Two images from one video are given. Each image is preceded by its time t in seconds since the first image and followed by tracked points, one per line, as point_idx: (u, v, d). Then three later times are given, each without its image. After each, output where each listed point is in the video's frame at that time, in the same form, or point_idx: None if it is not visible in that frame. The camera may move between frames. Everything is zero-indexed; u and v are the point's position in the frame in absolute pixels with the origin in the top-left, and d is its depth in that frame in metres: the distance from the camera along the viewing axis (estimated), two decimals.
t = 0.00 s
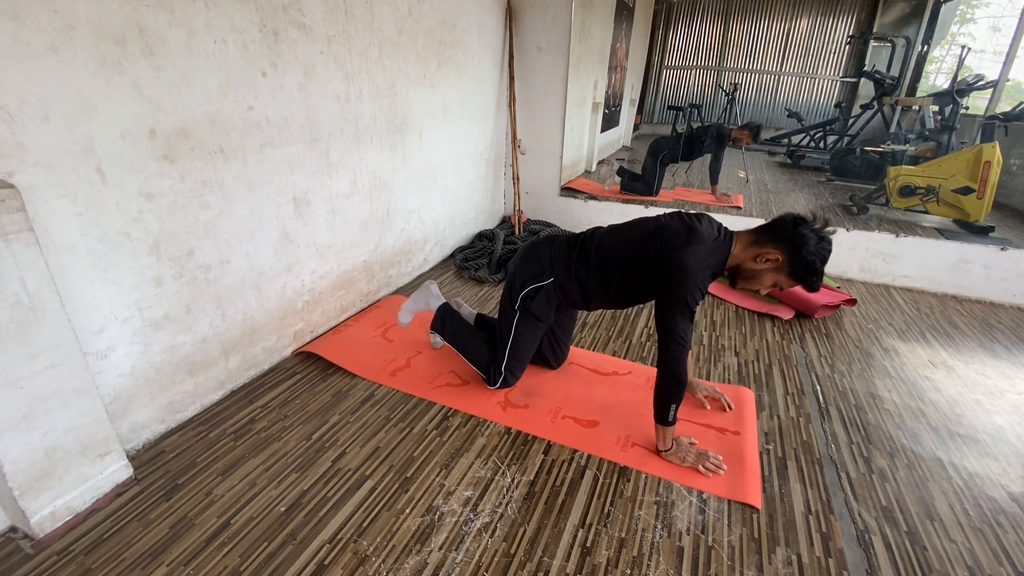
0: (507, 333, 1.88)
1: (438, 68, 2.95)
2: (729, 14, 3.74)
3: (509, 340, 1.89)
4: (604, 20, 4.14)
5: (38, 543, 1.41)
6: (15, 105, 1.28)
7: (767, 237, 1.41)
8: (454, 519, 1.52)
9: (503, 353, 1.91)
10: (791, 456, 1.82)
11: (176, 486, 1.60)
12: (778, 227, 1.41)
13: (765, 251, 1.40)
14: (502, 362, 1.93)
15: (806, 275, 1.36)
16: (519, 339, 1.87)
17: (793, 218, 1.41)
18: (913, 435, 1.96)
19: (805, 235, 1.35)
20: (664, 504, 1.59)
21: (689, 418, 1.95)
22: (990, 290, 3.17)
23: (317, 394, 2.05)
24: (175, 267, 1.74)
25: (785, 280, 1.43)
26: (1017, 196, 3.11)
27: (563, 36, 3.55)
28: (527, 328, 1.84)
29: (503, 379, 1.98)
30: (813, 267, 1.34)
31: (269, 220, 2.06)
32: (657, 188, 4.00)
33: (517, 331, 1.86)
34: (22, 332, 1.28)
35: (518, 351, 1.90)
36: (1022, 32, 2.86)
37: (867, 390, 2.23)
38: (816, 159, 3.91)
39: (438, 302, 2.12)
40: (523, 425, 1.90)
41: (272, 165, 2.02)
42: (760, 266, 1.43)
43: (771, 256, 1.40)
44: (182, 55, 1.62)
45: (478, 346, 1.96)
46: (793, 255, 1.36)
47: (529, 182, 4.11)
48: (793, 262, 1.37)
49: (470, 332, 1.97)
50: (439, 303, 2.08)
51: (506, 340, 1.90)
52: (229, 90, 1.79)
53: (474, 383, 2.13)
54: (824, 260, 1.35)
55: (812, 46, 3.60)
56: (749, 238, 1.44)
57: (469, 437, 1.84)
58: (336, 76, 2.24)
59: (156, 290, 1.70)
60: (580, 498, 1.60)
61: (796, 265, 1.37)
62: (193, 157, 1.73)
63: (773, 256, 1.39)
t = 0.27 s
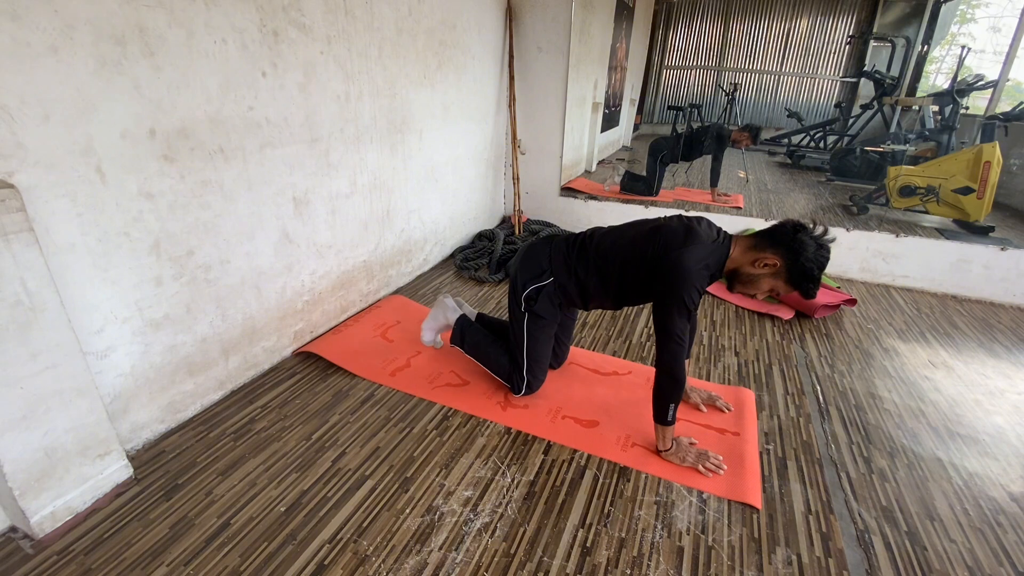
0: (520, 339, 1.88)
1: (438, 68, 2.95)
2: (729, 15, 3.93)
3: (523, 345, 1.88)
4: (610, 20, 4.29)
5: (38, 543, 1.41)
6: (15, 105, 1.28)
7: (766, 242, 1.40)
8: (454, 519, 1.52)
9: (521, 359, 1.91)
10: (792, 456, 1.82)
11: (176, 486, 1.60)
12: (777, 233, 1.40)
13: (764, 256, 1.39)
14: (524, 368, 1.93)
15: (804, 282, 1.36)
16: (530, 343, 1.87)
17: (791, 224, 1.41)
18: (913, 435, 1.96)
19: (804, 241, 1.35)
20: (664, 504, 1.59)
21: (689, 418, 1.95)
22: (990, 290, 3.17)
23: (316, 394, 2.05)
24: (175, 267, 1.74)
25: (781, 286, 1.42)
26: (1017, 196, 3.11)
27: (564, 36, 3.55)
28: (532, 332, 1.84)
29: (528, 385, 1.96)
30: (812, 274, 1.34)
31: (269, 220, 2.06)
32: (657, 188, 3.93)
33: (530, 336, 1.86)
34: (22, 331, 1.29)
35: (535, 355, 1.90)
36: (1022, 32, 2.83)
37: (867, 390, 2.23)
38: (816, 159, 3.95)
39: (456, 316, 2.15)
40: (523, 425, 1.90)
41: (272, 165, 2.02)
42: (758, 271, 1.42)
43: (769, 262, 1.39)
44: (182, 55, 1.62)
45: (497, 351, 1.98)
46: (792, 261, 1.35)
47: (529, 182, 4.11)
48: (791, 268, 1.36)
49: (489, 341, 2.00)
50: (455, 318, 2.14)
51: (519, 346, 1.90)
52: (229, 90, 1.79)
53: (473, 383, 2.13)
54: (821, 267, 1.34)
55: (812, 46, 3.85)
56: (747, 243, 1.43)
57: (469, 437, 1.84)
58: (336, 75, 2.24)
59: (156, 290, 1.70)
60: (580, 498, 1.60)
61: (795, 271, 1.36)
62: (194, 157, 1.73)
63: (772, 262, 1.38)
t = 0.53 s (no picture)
0: (526, 342, 1.88)
1: (438, 68, 2.95)
2: (729, 15, 3.94)
3: (530, 348, 1.88)
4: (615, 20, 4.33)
5: (38, 543, 1.41)
6: (15, 105, 1.28)
7: (766, 243, 1.40)
8: (454, 519, 1.52)
9: (528, 362, 1.91)
10: (792, 456, 1.82)
11: (176, 486, 1.60)
12: (777, 233, 1.39)
13: (764, 257, 1.39)
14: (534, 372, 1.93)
15: (804, 283, 1.36)
16: (534, 346, 1.87)
17: (792, 224, 1.40)
18: (913, 435, 1.96)
19: (804, 242, 1.35)
20: (664, 504, 1.59)
21: (689, 418, 1.95)
22: (990, 290, 3.17)
23: (316, 394, 2.05)
24: (175, 267, 1.74)
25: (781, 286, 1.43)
26: (1017, 196, 3.11)
27: (563, 36, 3.55)
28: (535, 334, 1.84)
29: (537, 388, 1.97)
30: (811, 275, 1.34)
31: (269, 220, 2.06)
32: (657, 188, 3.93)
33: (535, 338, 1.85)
34: (22, 332, 1.28)
35: (543, 357, 1.90)
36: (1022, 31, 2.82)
37: (867, 390, 2.23)
38: (816, 159, 3.96)
39: (458, 325, 2.15)
40: (523, 425, 1.90)
41: (272, 165, 2.02)
42: (757, 272, 1.42)
43: (770, 262, 1.39)
44: (182, 55, 1.62)
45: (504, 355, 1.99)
46: (792, 262, 1.35)
47: (529, 182, 4.11)
48: (791, 269, 1.36)
49: (494, 347, 2.02)
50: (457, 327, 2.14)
51: (525, 349, 1.90)
52: (229, 90, 1.79)
53: (473, 383, 2.13)
54: (821, 268, 1.35)
55: (812, 46, 3.90)
56: (748, 243, 1.43)
57: (469, 437, 1.84)
58: (336, 76, 2.24)
59: (156, 290, 1.70)
60: (580, 498, 1.60)
61: (795, 273, 1.36)
62: (194, 157, 1.73)
63: (772, 262, 1.38)
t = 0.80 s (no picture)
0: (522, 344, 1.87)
1: (438, 68, 2.95)
2: (729, 15, 3.90)
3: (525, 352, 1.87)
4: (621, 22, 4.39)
5: (38, 543, 1.41)
6: (15, 105, 1.28)
7: (766, 245, 1.40)
8: (454, 519, 1.52)
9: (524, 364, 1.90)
10: (792, 456, 1.82)
11: (176, 486, 1.60)
12: (777, 234, 1.39)
13: (763, 258, 1.39)
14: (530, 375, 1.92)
15: (803, 285, 1.36)
16: (534, 349, 1.86)
17: (791, 226, 1.40)
18: (913, 435, 1.96)
19: (803, 244, 1.35)
20: (664, 504, 1.59)
21: (689, 418, 1.95)
22: (990, 290, 3.17)
23: (316, 394, 2.06)
24: (175, 267, 1.74)
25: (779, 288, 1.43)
26: (1017, 196, 3.11)
27: (563, 36, 3.55)
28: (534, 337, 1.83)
29: (534, 391, 1.97)
30: (810, 277, 1.34)
31: (270, 220, 2.06)
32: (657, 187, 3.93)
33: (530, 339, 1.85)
34: (22, 332, 1.29)
35: (539, 361, 1.89)
36: (1022, 32, 2.84)
37: (867, 390, 2.23)
38: (816, 159, 3.94)
39: (457, 327, 2.16)
40: (523, 425, 1.90)
41: (272, 165, 2.02)
42: (756, 273, 1.42)
43: (769, 264, 1.39)
44: (182, 55, 1.62)
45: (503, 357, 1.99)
46: (791, 264, 1.35)
47: (529, 182, 4.11)
48: (790, 271, 1.36)
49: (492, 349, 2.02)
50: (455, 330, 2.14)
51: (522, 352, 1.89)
52: (229, 90, 1.79)
53: (474, 383, 2.13)
54: (821, 270, 1.34)
55: (812, 47, 3.83)
56: (748, 245, 1.43)
57: (469, 437, 1.84)
58: (336, 76, 2.24)
59: (156, 290, 1.70)
60: (580, 498, 1.60)
61: (794, 274, 1.36)
62: (194, 157, 1.73)
63: (771, 264, 1.38)
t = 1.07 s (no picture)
0: (529, 348, 1.84)
1: (438, 68, 2.95)
2: (729, 15, 3.69)
3: (531, 355, 1.85)
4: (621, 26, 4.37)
5: (38, 542, 1.41)
6: (15, 105, 1.28)
7: (781, 250, 1.40)
8: (454, 519, 1.52)
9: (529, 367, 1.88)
10: (792, 456, 1.82)
11: (176, 486, 1.60)
12: (792, 242, 1.39)
13: (776, 264, 1.40)
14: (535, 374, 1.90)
15: (811, 294, 1.39)
16: (541, 352, 1.84)
17: (807, 233, 1.41)
18: (913, 435, 1.96)
19: (817, 255, 1.36)
20: (664, 504, 1.58)
21: (689, 418, 1.95)
22: (990, 290, 3.17)
23: (317, 394, 2.06)
24: (175, 267, 1.74)
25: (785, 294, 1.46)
26: (1017, 196, 3.11)
27: (564, 36, 3.55)
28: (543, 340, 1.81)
29: (537, 394, 1.95)
30: (819, 287, 1.37)
31: (269, 220, 2.06)
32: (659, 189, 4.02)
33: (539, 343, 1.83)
34: (22, 331, 1.29)
35: (543, 362, 1.87)
36: (1022, 32, 2.86)
37: (867, 390, 2.23)
38: (816, 159, 3.90)
39: (443, 352, 2.11)
40: (523, 425, 1.90)
41: (272, 166, 2.02)
42: (766, 277, 1.43)
43: (780, 270, 1.40)
44: (182, 55, 1.63)
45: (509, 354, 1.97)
46: (802, 273, 1.37)
47: (529, 182, 4.11)
48: (800, 279, 1.38)
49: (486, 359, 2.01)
50: (444, 353, 2.11)
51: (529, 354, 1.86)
52: (229, 90, 1.80)
53: (474, 384, 2.13)
54: (830, 280, 1.37)
55: (812, 47, 3.62)
56: (762, 248, 1.42)
57: (469, 437, 1.84)
58: (336, 76, 2.24)
59: (156, 290, 1.70)
60: (580, 498, 1.60)
61: (803, 283, 1.38)
62: (194, 157, 1.73)
63: (782, 271, 1.40)
